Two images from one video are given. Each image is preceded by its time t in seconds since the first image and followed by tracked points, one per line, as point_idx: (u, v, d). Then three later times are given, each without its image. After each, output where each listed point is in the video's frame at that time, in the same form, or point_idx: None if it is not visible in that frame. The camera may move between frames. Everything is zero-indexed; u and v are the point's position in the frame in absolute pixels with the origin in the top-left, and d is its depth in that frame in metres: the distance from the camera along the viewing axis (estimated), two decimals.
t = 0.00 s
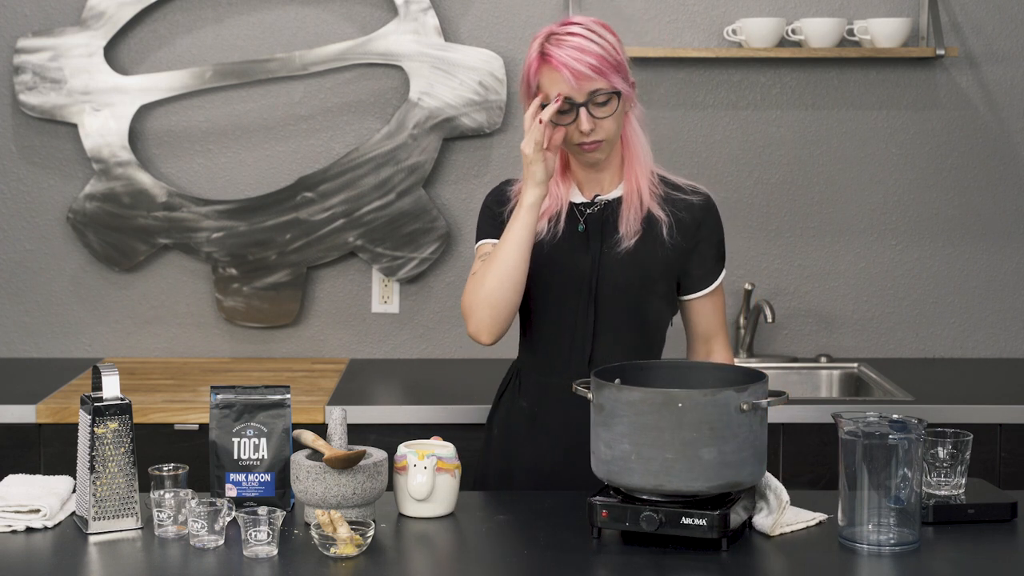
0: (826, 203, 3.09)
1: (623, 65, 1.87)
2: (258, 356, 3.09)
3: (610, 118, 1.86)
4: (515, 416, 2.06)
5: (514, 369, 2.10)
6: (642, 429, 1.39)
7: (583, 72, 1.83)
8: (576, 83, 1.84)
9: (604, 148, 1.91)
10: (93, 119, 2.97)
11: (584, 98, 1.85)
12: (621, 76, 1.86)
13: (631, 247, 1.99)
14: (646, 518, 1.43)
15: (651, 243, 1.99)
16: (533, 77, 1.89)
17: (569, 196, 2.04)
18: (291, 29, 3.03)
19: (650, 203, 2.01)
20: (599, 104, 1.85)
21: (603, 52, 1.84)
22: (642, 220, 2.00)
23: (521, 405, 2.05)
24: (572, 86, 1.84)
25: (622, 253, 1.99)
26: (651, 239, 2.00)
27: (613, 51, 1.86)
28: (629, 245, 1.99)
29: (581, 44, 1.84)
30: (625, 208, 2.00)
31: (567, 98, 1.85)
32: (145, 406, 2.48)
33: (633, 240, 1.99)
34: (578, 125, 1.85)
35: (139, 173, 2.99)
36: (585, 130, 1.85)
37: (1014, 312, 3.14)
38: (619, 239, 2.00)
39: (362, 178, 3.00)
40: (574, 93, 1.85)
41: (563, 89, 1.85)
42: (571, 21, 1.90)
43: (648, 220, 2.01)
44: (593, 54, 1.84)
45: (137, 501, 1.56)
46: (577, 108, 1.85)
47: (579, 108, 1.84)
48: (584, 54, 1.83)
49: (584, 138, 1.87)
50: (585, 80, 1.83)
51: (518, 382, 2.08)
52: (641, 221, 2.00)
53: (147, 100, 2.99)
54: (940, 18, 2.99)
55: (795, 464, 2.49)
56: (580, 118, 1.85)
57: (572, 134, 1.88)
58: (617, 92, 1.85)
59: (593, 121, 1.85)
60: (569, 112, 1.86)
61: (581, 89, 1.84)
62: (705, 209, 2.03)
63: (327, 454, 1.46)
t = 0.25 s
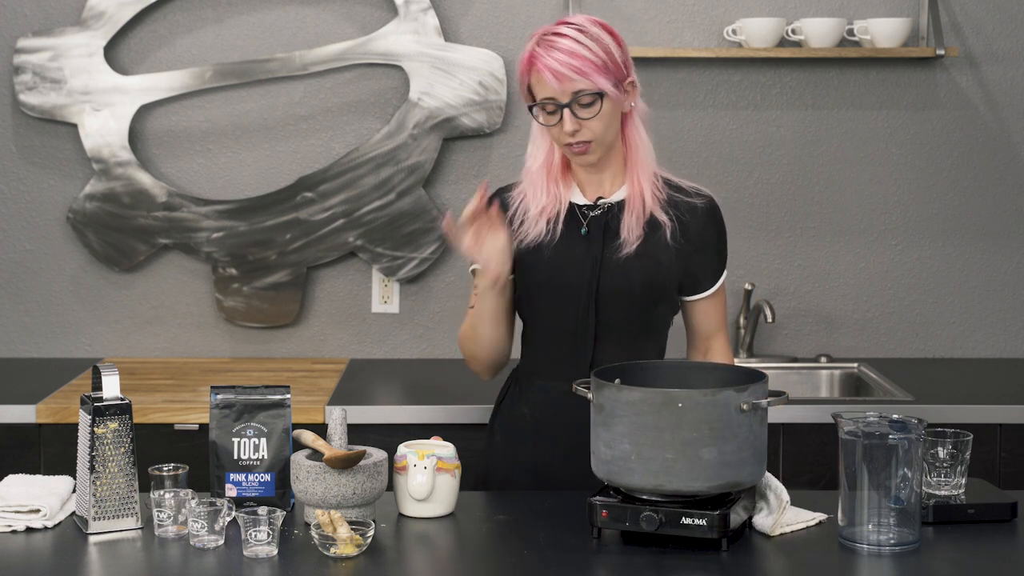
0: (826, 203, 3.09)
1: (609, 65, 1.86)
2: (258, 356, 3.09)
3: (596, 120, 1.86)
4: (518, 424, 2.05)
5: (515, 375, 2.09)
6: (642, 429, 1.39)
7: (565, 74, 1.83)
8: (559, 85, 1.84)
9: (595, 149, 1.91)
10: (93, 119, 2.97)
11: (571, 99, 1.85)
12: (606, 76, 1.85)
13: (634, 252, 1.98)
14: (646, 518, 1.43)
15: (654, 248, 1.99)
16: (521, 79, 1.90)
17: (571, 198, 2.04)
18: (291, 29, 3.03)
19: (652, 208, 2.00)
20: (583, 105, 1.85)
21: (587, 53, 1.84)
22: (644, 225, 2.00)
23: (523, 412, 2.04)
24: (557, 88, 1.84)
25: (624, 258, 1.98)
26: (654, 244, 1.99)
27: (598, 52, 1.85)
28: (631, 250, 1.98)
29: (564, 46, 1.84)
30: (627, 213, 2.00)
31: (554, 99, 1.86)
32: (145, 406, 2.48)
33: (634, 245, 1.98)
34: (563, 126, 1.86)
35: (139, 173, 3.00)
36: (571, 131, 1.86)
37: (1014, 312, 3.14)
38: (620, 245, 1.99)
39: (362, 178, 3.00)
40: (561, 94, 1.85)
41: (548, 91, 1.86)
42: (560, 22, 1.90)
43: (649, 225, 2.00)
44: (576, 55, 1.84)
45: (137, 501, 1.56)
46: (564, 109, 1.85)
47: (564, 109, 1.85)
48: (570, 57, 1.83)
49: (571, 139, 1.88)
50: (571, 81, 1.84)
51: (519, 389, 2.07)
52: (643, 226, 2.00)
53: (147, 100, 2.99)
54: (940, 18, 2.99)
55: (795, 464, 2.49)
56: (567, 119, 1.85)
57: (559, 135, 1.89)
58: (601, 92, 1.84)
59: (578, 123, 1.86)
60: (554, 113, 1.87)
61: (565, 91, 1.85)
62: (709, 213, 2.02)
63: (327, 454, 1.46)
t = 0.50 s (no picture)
0: (826, 203, 3.09)
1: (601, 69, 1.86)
2: (258, 356, 3.09)
3: (588, 124, 1.86)
4: (533, 425, 2.07)
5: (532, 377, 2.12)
6: (641, 429, 1.39)
7: (554, 79, 1.84)
8: (549, 90, 1.85)
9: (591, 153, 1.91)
10: (93, 119, 2.97)
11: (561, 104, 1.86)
12: (596, 81, 1.85)
13: (641, 259, 1.97)
14: (646, 518, 1.43)
15: (662, 254, 1.98)
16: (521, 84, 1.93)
17: (581, 201, 2.04)
18: (291, 29, 3.03)
19: (659, 212, 1.98)
20: (573, 109, 1.86)
21: (576, 57, 1.85)
22: (652, 230, 1.98)
23: (538, 413, 2.07)
24: (548, 93, 1.86)
25: (631, 265, 1.98)
26: (661, 250, 1.98)
27: (589, 56, 1.85)
28: (638, 256, 1.97)
29: (555, 50, 1.85)
30: (634, 219, 1.98)
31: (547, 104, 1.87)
32: (145, 406, 2.48)
33: (641, 251, 1.97)
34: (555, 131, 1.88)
35: (139, 173, 2.99)
36: (563, 135, 1.87)
37: (1014, 312, 3.14)
38: (627, 251, 1.98)
39: (362, 178, 3.00)
40: (552, 99, 1.86)
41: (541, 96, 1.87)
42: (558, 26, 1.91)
43: (657, 230, 1.98)
44: (565, 60, 1.84)
45: (137, 501, 1.56)
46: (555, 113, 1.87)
47: (555, 113, 1.86)
48: (559, 62, 1.84)
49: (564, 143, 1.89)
50: (561, 86, 1.84)
51: (534, 391, 2.09)
52: (650, 231, 1.98)
53: (147, 100, 2.99)
54: (940, 18, 2.99)
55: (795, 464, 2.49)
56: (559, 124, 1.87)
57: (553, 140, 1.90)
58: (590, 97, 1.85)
59: (569, 127, 1.87)
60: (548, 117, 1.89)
61: (556, 96, 1.86)
62: (719, 215, 2.00)
63: (326, 454, 1.46)
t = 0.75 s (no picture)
0: (826, 203, 3.09)
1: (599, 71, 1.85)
2: (258, 356, 3.09)
3: (588, 125, 1.86)
4: (538, 426, 2.10)
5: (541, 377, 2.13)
6: (642, 429, 1.39)
7: (552, 82, 1.84)
8: (547, 93, 1.85)
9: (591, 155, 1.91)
10: (93, 119, 2.97)
11: (561, 106, 1.85)
12: (594, 83, 1.84)
13: (642, 260, 1.97)
14: (646, 518, 1.43)
15: (662, 254, 1.97)
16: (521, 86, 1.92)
17: (583, 203, 2.05)
18: (291, 29, 3.03)
19: (660, 213, 1.97)
20: (572, 111, 1.85)
21: (574, 59, 1.84)
22: (653, 231, 1.98)
23: (542, 414, 2.09)
24: (547, 95, 1.85)
25: (631, 266, 1.97)
26: (662, 250, 1.97)
27: (586, 58, 1.84)
28: (639, 257, 1.97)
29: (553, 53, 1.85)
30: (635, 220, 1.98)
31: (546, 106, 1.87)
32: (145, 406, 2.48)
33: (642, 252, 1.97)
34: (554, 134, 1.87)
35: (139, 173, 2.99)
36: (562, 137, 1.87)
37: (1014, 312, 3.14)
38: (628, 252, 1.98)
39: (361, 178, 3.00)
40: (551, 101, 1.86)
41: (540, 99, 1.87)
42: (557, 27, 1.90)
43: (658, 230, 1.98)
44: (563, 63, 1.83)
45: (137, 501, 1.56)
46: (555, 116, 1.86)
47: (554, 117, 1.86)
48: (557, 64, 1.83)
49: (564, 145, 1.88)
50: (559, 88, 1.84)
51: (541, 390, 2.12)
52: (651, 232, 1.97)
53: (147, 100, 2.99)
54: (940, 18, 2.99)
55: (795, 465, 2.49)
56: (559, 126, 1.86)
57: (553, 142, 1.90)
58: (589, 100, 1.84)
59: (568, 130, 1.86)
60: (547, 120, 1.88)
61: (555, 98, 1.85)
62: (721, 213, 1.98)
63: (326, 454, 1.46)
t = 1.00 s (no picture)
0: (826, 203, 3.09)
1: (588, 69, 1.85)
2: (258, 356, 3.09)
3: (577, 124, 1.85)
4: (521, 426, 2.08)
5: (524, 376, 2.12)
6: (642, 429, 1.39)
7: (541, 81, 1.83)
8: (536, 91, 1.83)
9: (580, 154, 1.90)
10: (93, 119, 2.97)
11: (550, 105, 1.84)
12: (584, 81, 1.84)
13: (628, 257, 1.97)
14: (646, 518, 1.43)
15: (649, 251, 1.97)
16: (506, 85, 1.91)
17: (567, 201, 2.04)
18: (291, 29, 3.03)
19: (645, 210, 1.98)
20: (562, 110, 1.84)
21: (563, 57, 1.83)
22: (639, 228, 1.98)
23: (526, 413, 2.08)
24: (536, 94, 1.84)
25: (618, 264, 1.98)
26: (648, 248, 1.97)
27: (575, 56, 1.84)
28: (626, 255, 1.97)
29: (541, 51, 1.84)
30: (620, 217, 1.98)
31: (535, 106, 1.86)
32: (145, 406, 2.48)
33: (628, 250, 1.97)
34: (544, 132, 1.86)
35: (139, 173, 2.99)
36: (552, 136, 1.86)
37: (1014, 312, 3.14)
38: (614, 250, 1.98)
39: (361, 178, 3.00)
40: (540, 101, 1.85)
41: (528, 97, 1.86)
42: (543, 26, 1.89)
43: (644, 228, 1.98)
44: (552, 61, 1.83)
45: (137, 501, 1.56)
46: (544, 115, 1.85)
47: (543, 115, 1.85)
48: (545, 62, 1.83)
49: (553, 144, 1.87)
50: (548, 86, 1.83)
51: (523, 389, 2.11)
52: (637, 230, 1.97)
53: (147, 100, 2.99)
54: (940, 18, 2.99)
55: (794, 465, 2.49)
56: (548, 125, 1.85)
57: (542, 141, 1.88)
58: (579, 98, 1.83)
59: (558, 128, 1.85)
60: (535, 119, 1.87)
61: (544, 97, 1.84)
62: (706, 210, 1.99)
63: (326, 454, 1.46)
